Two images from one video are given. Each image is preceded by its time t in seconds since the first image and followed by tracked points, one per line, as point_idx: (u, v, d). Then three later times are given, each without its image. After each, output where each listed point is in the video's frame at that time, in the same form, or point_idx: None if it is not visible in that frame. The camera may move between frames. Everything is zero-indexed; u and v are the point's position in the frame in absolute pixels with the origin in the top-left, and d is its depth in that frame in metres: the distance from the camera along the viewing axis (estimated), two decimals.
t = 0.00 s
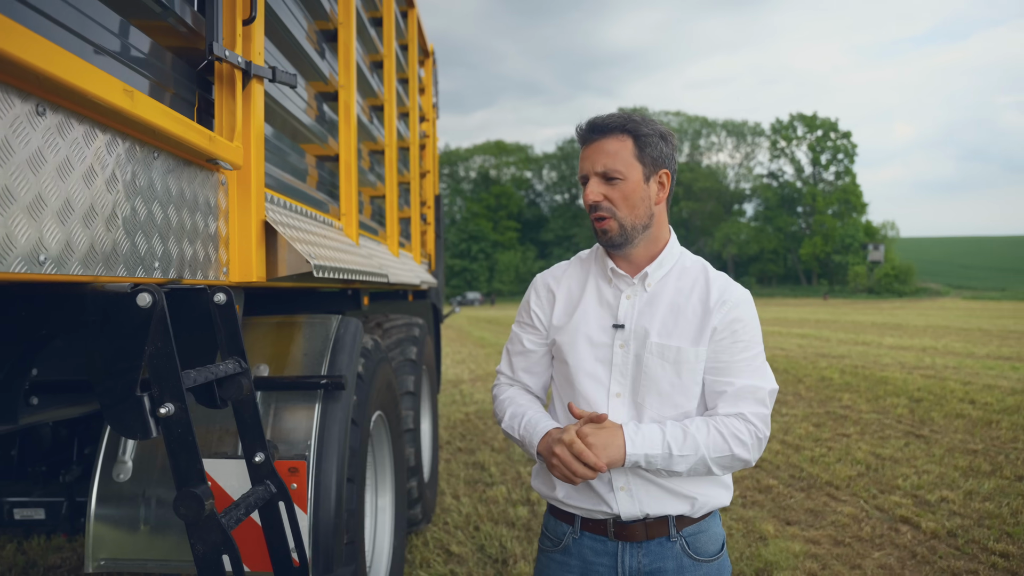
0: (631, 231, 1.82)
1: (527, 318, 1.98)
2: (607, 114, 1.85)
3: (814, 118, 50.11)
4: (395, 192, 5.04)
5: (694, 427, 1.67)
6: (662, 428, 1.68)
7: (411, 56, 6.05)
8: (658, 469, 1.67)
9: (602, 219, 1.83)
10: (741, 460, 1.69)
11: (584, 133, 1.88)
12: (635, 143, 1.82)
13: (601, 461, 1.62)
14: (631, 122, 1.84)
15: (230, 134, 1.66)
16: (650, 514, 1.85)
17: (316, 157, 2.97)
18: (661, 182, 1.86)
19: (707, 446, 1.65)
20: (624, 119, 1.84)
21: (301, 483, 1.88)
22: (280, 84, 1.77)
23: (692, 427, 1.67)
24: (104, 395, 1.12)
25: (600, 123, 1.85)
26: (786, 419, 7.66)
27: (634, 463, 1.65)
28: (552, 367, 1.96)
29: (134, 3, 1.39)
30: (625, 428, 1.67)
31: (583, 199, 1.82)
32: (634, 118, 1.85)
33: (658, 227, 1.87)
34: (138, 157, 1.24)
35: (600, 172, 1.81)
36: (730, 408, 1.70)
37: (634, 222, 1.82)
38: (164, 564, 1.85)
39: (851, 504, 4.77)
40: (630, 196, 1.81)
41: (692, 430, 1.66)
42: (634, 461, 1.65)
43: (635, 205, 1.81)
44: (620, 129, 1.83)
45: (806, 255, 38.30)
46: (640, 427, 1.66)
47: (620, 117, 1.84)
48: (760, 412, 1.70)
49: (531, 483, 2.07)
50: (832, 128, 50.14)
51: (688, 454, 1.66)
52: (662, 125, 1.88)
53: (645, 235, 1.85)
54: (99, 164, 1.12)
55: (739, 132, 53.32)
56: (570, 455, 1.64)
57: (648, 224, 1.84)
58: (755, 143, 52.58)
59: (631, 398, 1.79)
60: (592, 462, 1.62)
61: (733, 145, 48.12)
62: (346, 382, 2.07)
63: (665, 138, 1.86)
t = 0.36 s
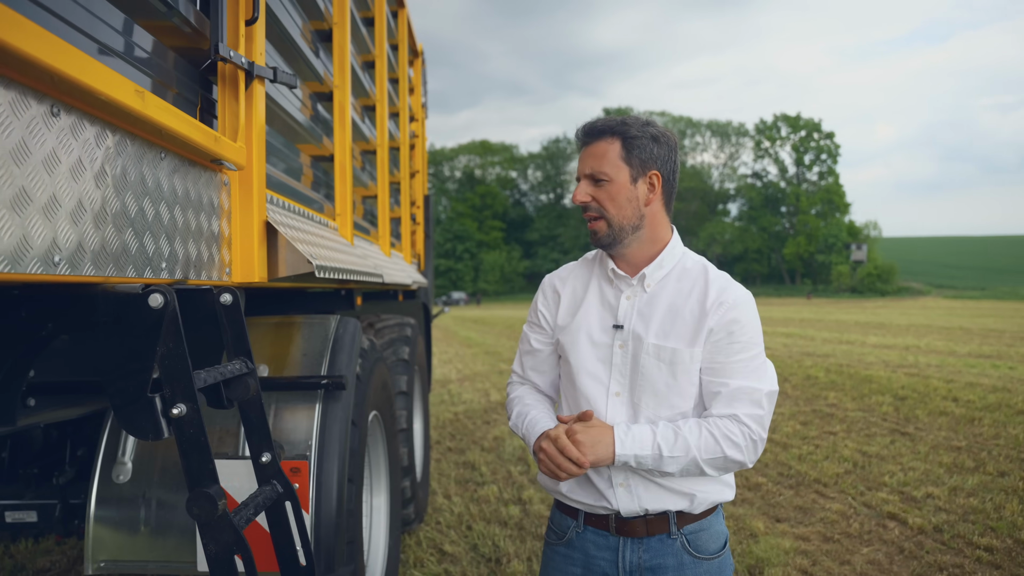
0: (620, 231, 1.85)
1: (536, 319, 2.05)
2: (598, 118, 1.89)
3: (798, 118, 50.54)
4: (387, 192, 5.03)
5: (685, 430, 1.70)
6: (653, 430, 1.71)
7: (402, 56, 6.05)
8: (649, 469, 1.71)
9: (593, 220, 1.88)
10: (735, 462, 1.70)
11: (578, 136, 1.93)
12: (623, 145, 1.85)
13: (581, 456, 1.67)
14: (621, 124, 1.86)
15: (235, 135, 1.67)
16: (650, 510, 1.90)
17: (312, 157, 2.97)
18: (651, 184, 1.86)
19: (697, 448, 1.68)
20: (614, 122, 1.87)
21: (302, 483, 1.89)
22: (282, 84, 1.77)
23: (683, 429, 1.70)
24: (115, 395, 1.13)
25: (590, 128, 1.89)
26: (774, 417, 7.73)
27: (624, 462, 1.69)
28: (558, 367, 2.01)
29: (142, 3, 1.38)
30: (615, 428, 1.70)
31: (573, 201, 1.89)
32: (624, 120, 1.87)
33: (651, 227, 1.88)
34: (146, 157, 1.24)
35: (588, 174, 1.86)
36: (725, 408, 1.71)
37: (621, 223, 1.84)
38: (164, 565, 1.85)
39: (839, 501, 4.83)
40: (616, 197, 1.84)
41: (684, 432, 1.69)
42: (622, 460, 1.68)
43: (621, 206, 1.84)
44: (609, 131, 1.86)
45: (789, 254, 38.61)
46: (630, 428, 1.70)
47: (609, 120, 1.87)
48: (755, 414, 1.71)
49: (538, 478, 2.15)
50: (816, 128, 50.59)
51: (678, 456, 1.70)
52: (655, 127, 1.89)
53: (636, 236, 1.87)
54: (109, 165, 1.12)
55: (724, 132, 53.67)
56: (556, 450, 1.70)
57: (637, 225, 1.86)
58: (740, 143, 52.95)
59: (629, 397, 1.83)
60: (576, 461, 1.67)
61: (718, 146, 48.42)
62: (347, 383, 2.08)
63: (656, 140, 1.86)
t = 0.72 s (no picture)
0: (616, 239, 1.86)
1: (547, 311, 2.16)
2: (600, 121, 1.88)
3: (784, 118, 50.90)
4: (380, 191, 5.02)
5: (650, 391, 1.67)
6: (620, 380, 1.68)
7: (393, 54, 6.04)
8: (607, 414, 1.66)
9: (590, 227, 1.89)
10: (691, 446, 1.65)
11: (578, 139, 1.92)
12: (623, 153, 1.85)
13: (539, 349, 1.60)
14: (623, 132, 1.86)
15: (239, 133, 1.66)
16: (649, 501, 1.91)
17: (309, 156, 2.96)
18: (649, 194, 1.86)
19: (659, 411, 1.65)
20: (616, 128, 1.86)
21: (304, 480, 1.89)
22: (283, 82, 1.78)
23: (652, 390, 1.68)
24: (125, 394, 1.13)
25: (591, 132, 1.89)
26: (763, 415, 7.78)
27: (586, 393, 1.65)
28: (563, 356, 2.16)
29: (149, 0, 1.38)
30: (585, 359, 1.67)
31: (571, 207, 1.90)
32: (626, 128, 1.87)
33: (649, 235, 1.88)
34: (154, 154, 1.23)
35: (587, 182, 1.86)
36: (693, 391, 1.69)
37: (618, 232, 1.85)
38: (164, 565, 1.83)
39: (830, 497, 4.87)
40: (614, 207, 1.84)
41: (649, 392, 1.67)
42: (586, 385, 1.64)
43: (619, 216, 1.84)
44: (611, 138, 1.86)
45: (777, 253, 38.85)
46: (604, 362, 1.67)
47: (611, 125, 1.86)
48: (717, 401, 1.67)
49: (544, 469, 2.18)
50: (802, 128, 50.92)
51: (639, 411, 1.66)
52: (657, 136, 1.88)
53: (633, 244, 1.88)
54: (119, 162, 1.11)
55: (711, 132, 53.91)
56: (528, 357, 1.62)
57: (635, 234, 1.86)
58: (727, 143, 53.22)
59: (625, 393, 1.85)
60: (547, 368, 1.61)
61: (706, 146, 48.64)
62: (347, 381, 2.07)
63: (657, 149, 1.86)
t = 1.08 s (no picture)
0: (628, 235, 1.87)
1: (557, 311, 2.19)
2: (612, 117, 1.88)
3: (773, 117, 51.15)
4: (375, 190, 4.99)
5: (639, 408, 1.66)
6: (607, 402, 1.66)
7: (387, 52, 6.00)
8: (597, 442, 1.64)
9: (602, 224, 1.90)
10: (685, 456, 1.64)
11: (590, 135, 1.92)
12: (638, 150, 1.85)
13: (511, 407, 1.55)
14: (637, 128, 1.86)
15: (243, 131, 1.64)
16: (649, 502, 1.90)
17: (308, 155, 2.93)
18: (663, 190, 1.88)
19: (649, 428, 1.63)
20: (630, 124, 1.86)
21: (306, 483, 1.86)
22: (286, 80, 1.76)
23: (637, 408, 1.66)
24: (134, 398, 1.12)
25: (603, 128, 1.89)
26: (756, 413, 7.80)
27: (574, 430, 1.61)
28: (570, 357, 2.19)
29: None
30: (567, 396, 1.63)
31: (583, 203, 1.90)
32: (640, 124, 1.87)
33: (660, 232, 1.90)
34: (162, 154, 1.20)
35: (600, 178, 1.87)
36: (687, 398, 1.68)
37: (631, 228, 1.86)
38: (166, 570, 1.81)
39: (825, 495, 4.89)
40: (628, 203, 1.86)
41: (637, 410, 1.65)
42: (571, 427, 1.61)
43: (632, 212, 1.86)
44: (624, 134, 1.86)
45: (766, 252, 39.04)
46: (583, 396, 1.63)
47: (625, 121, 1.87)
48: (712, 408, 1.66)
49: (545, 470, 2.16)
50: (791, 127, 51.21)
51: (628, 432, 1.64)
52: (671, 132, 1.89)
53: (645, 240, 1.89)
54: (128, 162, 1.08)
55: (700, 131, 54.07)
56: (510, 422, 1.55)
57: (647, 230, 1.87)
58: (716, 142, 53.42)
59: (626, 395, 1.84)
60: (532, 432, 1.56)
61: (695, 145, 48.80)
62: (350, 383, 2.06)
63: (670, 146, 1.87)
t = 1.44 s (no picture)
0: (645, 235, 1.89)
1: (560, 311, 2.23)
2: (638, 114, 1.90)
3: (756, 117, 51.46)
4: (364, 188, 4.94)
5: (645, 416, 1.69)
6: (612, 409, 1.68)
7: (375, 49, 5.94)
8: (603, 449, 1.67)
9: (619, 222, 1.92)
10: (692, 462, 1.67)
11: (614, 130, 1.93)
12: (663, 150, 1.88)
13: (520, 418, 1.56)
14: (663, 128, 1.88)
15: (239, 127, 1.60)
16: (651, 507, 1.89)
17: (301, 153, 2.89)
18: (683, 193, 1.92)
19: (654, 434, 1.66)
20: (656, 123, 1.88)
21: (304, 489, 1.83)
22: (282, 76, 1.73)
23: (644, 415, 1.69)
24: (133, 404, 1.10)
25: (629, 124, 1.90)
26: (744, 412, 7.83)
27: (579, 436, 1.64)
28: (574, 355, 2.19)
29: None
30: (573, 403, 1.65)
31: (602, 200, 1.91)
32: (667, 124, 1.89)
33: (675, 234, 1.93)
34: (158, 151, 1.16)
35: (623, 176, 1.89)
36: (696, 404, 1.71)
37: (649, 229, 1.89)
38: None
39: (814, 494, 4.91)
40: (648, 204, 1.88)
41: (643, 417, 1.68)
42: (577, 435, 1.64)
43: (652, 212, 1.88)
44: (650, 133, 1.88)
45: (749, 250, 39.28)
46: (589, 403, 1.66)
47: (651, 120, 1.88)
48: (720, 413, 1.69)
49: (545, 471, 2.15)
50: (773, 127, 51.57)
51: (634, 439, 1.67)
52: (695, 134, 1.92)
53: (661, 241, 1.92)
54: (125, 158, 1.04)
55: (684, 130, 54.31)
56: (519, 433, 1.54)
57: (664, 232, 1.90)
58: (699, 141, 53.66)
59: (631, 396, 1.88)
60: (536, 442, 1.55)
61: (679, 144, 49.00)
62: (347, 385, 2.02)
63: (694, 148, 1.90)
